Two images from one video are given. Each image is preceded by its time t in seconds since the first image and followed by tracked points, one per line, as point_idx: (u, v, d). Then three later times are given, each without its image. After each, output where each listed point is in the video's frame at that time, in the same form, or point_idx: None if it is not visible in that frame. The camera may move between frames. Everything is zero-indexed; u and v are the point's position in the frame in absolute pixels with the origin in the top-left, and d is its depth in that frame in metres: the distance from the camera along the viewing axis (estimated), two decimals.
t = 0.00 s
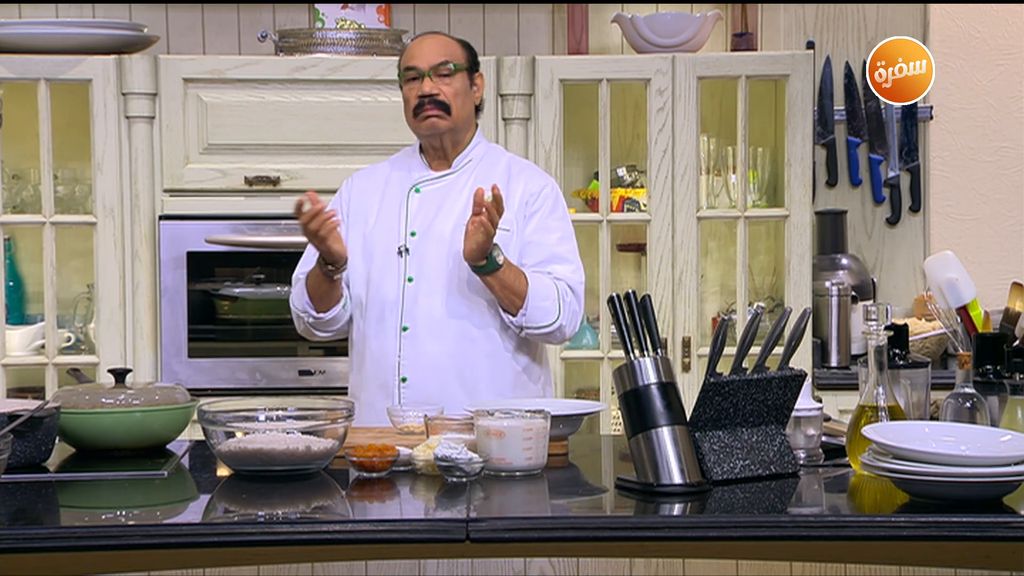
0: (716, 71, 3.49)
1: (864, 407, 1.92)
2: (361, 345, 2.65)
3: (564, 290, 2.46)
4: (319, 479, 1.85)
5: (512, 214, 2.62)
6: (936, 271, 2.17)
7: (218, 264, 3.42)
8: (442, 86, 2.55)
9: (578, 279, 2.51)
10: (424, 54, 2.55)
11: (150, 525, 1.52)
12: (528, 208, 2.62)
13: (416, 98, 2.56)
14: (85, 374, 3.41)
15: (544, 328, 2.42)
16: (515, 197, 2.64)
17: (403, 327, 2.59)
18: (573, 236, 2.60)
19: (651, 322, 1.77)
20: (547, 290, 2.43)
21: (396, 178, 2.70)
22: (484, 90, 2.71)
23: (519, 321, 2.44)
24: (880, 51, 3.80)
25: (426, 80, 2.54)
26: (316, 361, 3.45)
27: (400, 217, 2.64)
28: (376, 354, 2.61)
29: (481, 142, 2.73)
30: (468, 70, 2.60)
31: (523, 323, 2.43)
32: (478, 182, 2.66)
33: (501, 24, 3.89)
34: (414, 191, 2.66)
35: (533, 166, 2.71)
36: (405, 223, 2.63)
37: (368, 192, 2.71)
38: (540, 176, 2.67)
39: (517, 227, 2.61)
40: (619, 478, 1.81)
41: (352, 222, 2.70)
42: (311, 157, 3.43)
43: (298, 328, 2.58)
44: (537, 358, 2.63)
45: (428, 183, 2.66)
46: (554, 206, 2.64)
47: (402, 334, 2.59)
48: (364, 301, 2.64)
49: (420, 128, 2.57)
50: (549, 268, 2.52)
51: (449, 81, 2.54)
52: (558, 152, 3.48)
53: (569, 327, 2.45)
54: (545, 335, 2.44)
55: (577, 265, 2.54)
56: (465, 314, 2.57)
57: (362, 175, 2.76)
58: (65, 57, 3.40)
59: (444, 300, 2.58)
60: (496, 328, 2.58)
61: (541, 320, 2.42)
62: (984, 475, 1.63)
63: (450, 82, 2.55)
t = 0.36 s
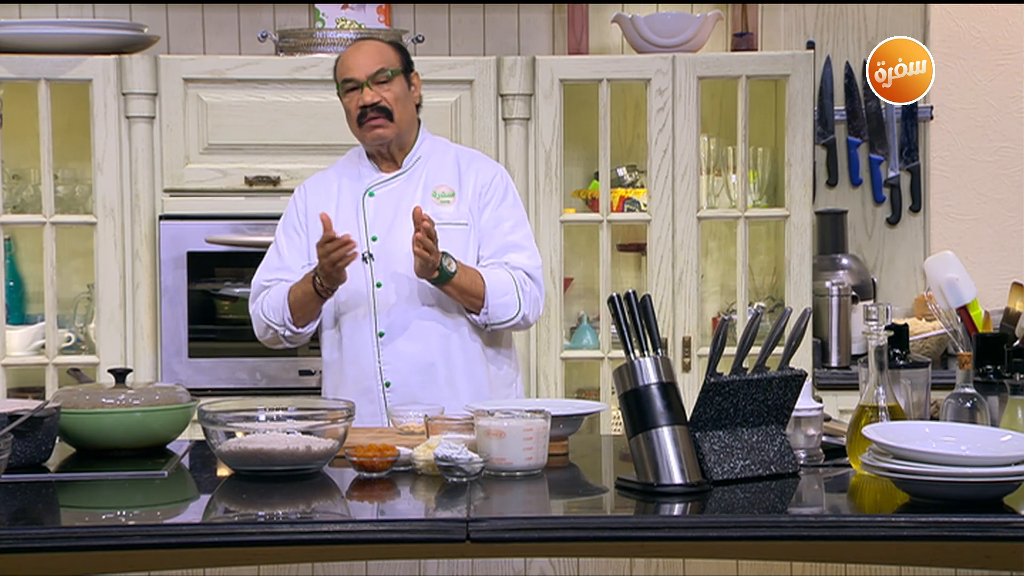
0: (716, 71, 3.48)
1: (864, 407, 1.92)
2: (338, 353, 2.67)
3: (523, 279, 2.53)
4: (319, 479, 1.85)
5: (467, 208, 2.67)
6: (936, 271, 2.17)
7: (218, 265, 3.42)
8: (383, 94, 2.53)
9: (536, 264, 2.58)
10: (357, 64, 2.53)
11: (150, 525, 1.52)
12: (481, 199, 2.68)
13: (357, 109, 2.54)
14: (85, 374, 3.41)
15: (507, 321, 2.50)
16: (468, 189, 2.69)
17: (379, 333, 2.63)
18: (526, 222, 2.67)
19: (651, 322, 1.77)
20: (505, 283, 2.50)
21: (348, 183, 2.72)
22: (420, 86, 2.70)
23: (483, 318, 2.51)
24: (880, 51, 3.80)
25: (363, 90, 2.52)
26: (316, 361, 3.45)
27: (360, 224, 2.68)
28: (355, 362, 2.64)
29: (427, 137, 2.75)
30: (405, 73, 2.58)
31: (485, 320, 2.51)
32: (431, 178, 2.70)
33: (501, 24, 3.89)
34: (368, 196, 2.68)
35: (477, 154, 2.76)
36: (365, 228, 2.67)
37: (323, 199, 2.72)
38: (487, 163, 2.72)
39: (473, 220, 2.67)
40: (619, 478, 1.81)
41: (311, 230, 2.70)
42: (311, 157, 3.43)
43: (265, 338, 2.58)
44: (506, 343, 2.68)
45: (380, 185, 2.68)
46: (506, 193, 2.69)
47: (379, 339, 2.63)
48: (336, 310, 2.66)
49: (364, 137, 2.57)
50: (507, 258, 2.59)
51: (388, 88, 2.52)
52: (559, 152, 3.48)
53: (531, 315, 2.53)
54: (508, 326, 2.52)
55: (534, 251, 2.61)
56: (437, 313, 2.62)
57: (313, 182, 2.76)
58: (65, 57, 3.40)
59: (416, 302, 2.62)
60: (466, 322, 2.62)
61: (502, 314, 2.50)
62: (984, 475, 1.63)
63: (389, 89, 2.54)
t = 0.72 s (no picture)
0: (717, 71, 3.48)
1: (864, 407, 1.93)
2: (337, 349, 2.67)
3: (500, 269, 2.54)
4: (320, 480, 1.85)
5: (455, 200, 2.68)
6: (936, 271, 2.17)
7: (218, 264, 3.42)
8: (370, 103, 2.52)
9: (518, 252, 2.58)
10: (345, 73, 2.51)
11: (151, 525, 1.52)
12: (469, 190, 2.68)
13: (345, 118, 2.54)
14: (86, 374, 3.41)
15: (484, 314, 2.52)
16: (457, 181, 2.69)
17: (377, 328, 2.62)
18: (513, 210, 2.66)
19: (652, 320, 1.77)
20: (476, 276, 2.52)
21: (339, 182, 2.72)
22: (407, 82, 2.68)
23: (462, 312, 2.55)
24: (880, 51, 3.80)
25: (351, 99, 2.51)
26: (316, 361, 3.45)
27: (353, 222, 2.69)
28: (355, 356, 2.65)
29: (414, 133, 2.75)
30: (391, 77, 2.56)
31: (466, 315, 2.54)
32: (420, 174, 2.70)
33: (502, 24, 3.89)
34: (359, 194, 2.69)
35: (463, 146, 2.76)
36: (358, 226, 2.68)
37: (317, 196, 2.73)
38: (473, 155, 2.72)
39: (462, 212, 2.68)
40: (620, 478, 1.81)
41: (307, 228, 2.71)
42: (311, 157, 3.43)
43: (276, 335, 2.59)
44: (499, 331, 2.69)
45: (371, 182, 2.69)
46: (492, 182, 2.69)
47: (378, 334, 2.62)
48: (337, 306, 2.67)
49: (352, 142, 2.57)
50: (489, 247, 2.60)
51: (376, 98, 2.51)
52: (559, 152, 3.48)
53: (512, 302, 2.54)
54: (488, 317, 2.54)
55: (518, 238, 2.61)
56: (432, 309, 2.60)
57: (305, 180, 2.76)
58: (65, 57, 3.40)
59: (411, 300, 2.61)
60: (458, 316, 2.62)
61: (477, 307, 2.52)
62: (984, 475, 1.63)
63: (377, 97, 2.53)
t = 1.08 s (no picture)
0: (717, 71, 3.48)
1: (864, 407, 1.93)
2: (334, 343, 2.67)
3: (505, 275, 2.55)
4: (319, 479, 1.85)
5: (467, 207, 2.68)
6: (936, 271, 2.17)
7: (218, 264, 3.42)
8: (376, 123, 2.52)
9: (525, 262, 2.58)
10: (356, 90, 2.50)
11: (151, 525, 1.52)
12: (482, 198, 2.68)
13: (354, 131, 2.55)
14: (85, 374, 3.41)
15: (482, 320, 2.54)
16: (471, 188, 2.69)
17: (373, 325, 2.61)
18: (525, 220, 2.66)
19: (650, 320, 1.77)
20: (479, 282, 2.53)
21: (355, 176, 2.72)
22: (430, 90, 2.63)
23: (462, 315, 2.57)
24: (880, 51, 3.80)
25: (359, 116, 2.51)
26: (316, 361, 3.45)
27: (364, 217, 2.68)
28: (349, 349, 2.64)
29: (434, 135, 2.75)
30: (403, 96, 2.53)
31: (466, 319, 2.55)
32: (435, 176, 2.69)
33: (502, 24, 3.89)
34: (373, 190, 2.68)
35: (482, 153, 2.76)
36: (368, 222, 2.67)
37: (332, 188, 2.72)
38: (492, 163, 2.72)
39: (473, 220, 2.68)
40: (620, 478, 1.81)
41: (319, 219, 2.71)
42: (311, 157, 3.42)
43: (283, 324, 2.61)
44: (502, 340, 2.71)
45: (386, 180, 2.69)
46: (507, 190, 2.69)
47: (373, 331, 2.61)
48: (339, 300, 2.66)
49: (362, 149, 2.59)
50: (497, 255, 2.60)
51: (380, 120, 2.51)
52: (559, 152, 3.48)
53: (513, 311, 2.55)
54: (487, 323, 2.56)
55: (528, 248, 2.61)
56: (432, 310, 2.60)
57: (323, 171, 2.77)
58: (65, 57, 3.40)
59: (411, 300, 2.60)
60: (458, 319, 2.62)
61: (478, 313, 2.54)
62: (984, 475, 1.63)
63: (384, 118, 2.52)
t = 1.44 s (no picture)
0: (718, 71, 3.48)
1: (865, 407, 1.93)
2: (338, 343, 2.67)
3: (516, 280, 2.54)
4: (320, 480, 1.85)
5: (479, 210, 2.67)
6: (937, 271, 2.17)
7: (220, 264, 3.42)
8: (384, 123, 2.53)
9: (535, 268, 2.58)
10: (366, 90, 2.51)
11: (152, 525, 1.52)
12: (494, 202, 2.66)
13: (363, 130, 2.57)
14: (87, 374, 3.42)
15: (489, 322, 2.54)
16: (483, 191, 2.67)
17: (380, 326, 2.61)
18: (536, 226, 2.65)
19: (651, 320, 1.77)
20: (489, 283, 2.53)
21: (367, 174, 2.72)
22: (445, 94, 2.63)
23: (471, 317, 2.57)
24: (880, 51, 3.80)
25: (367, 115, 2.52)
26: (317, 361, 3.45)
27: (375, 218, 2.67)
28: (354, 350, 2.63)
29: (449, 136, 2.74)
30: (413, 98, 2.53)
31: (474, 319, 2.56)
32: (448, 177, 2.68)
33: (503, 24, 3.89)
34: (385, 189, 2.68)
35: (498, 156, 2.74)
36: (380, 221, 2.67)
37: (343, 186, 2.72)
38: (507, 167, 2.71)
39: (484, 223, 2.67)
40: (621, 478, 1.81)
41: (329, 217, 2.71)
42: (312, 157, 3.42)
43: (292, 326, 2.61)
44: (510, 345, 2.71)
45: (399, 181, 2.69)
46: (519, 196, 2.67)
47: (380, 332, 2.61)
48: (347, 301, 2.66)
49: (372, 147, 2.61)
50: (508, 260, 2.60)
51: (386, 120, 2.51)
52: (559, 152, 3.48)
53: (521, 315, 2.55)
54: (495, 324, 2.56)
55: (538, 255, 2.60)
56: (440, 310, 2.61)
57: (334, 168, 2.77)
58: (66, 57, 3.40)
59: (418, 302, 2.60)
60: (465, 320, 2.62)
61: (487, 313, 2.53)
62: (985, 475, 1.63)
63: (391, 118, 2.52)
